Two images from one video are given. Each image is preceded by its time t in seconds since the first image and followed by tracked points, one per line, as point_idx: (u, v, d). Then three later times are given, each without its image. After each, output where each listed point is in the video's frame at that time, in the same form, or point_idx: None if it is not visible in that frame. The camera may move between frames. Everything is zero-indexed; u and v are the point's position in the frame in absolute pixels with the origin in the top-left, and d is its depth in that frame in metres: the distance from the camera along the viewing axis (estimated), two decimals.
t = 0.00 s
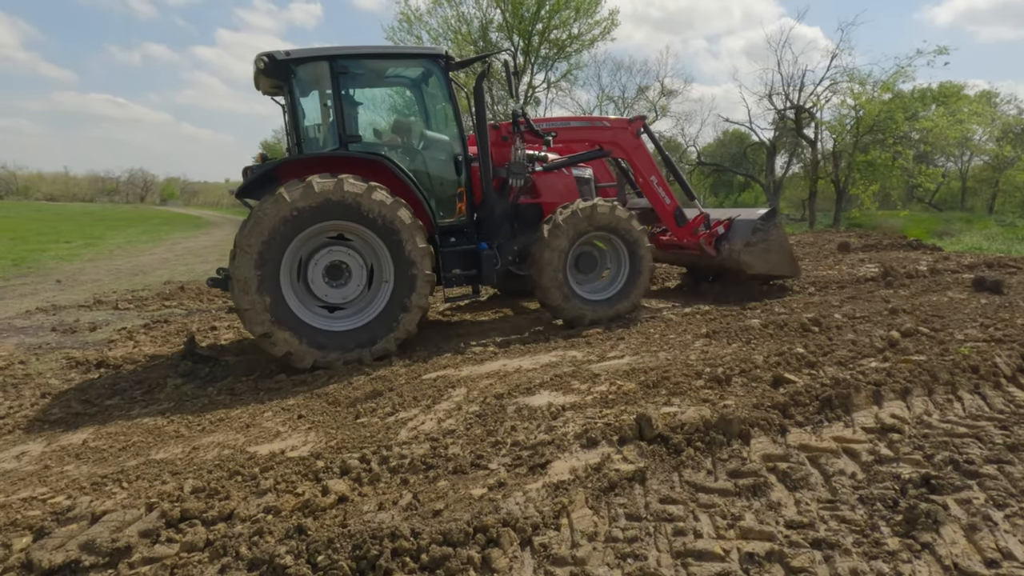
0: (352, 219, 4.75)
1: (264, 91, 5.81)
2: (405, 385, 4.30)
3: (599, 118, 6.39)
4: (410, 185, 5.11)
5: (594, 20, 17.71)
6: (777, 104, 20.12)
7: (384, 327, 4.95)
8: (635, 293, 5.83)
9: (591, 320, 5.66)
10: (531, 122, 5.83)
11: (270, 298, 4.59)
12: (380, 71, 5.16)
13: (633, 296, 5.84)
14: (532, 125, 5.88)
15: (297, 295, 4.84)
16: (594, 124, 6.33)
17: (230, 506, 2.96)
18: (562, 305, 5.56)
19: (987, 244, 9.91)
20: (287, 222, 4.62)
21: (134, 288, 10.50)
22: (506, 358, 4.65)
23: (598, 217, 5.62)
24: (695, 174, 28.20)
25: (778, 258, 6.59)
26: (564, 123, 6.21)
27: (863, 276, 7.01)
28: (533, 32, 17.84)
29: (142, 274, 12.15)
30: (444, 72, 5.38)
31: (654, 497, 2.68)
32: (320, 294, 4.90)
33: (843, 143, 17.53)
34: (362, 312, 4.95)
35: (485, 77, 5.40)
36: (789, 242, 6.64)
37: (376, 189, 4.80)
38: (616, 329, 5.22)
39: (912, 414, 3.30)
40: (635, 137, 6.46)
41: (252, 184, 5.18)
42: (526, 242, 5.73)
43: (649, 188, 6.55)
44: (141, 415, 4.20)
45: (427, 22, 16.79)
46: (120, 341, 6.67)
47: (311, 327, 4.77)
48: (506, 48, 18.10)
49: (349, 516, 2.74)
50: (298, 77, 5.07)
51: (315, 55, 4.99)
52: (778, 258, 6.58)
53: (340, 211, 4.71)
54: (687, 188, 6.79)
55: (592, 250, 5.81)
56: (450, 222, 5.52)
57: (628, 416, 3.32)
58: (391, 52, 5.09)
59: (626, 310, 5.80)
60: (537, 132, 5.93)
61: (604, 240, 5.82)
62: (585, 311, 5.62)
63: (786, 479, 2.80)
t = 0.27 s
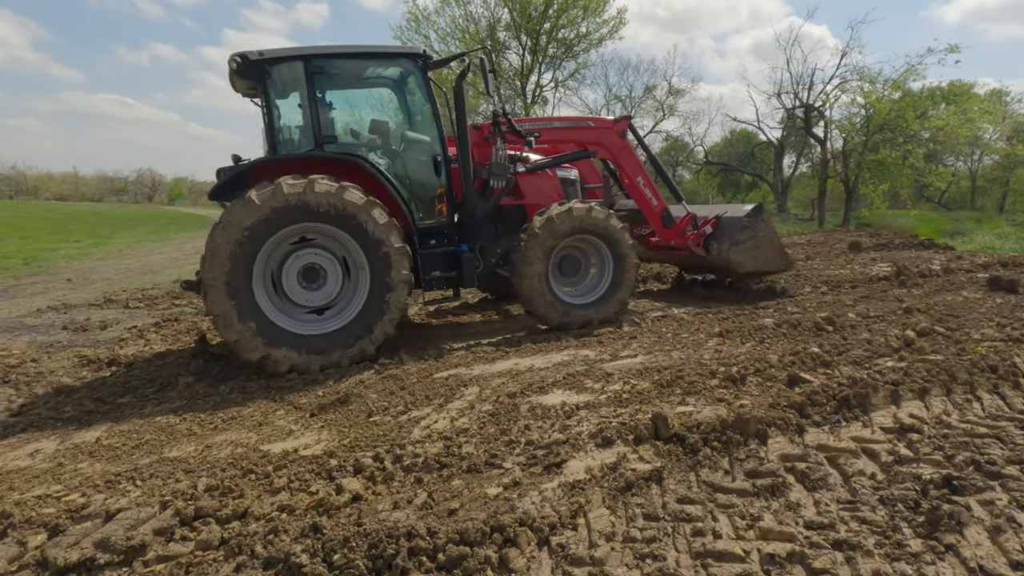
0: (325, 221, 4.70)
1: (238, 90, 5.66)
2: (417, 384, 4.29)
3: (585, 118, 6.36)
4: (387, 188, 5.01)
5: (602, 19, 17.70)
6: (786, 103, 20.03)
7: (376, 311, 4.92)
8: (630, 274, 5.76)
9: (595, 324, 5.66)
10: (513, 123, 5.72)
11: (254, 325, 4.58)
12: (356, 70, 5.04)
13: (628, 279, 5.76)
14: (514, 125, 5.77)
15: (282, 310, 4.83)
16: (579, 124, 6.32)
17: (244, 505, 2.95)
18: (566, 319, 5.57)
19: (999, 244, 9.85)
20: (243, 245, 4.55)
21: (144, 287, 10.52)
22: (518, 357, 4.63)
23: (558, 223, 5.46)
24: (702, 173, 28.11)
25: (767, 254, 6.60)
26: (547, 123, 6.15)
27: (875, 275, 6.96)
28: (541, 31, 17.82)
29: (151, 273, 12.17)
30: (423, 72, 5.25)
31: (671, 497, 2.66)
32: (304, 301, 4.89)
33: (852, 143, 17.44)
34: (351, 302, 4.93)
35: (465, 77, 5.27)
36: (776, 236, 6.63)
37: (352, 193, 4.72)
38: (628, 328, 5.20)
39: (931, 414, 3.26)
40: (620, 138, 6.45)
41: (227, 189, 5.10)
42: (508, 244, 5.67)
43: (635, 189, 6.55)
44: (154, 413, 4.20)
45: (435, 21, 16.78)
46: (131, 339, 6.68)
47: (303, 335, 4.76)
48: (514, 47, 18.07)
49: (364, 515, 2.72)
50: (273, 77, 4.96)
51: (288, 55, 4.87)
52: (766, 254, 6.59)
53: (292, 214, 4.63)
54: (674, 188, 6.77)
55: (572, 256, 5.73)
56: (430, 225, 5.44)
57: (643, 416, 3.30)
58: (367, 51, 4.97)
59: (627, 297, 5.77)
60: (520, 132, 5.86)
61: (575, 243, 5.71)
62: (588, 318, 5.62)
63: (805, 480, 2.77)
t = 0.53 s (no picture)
0: (300, 223, 4.62)
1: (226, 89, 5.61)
2: (432, 385, 4.29)
3: (575, 122, 6.19)
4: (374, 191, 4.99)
5: (611, 19, 17.68)
6: (796, 101, 19.94)
7: (366, 295, 4.83)
8: (620, 257, 5.66)
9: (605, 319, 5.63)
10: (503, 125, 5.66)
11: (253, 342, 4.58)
12: (343, 71, 4.99)
13: (620, 261, 5.66)
14: (504, 128, 5.74)
15: (278, 321, 4.81)
16: (569, 128, 6.15)
17: (265, 506, 2.95)
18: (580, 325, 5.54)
19: (1013, 244, 9.76)
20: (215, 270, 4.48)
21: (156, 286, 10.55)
22: (533, 358, 4.62)
23: (530, 242, 5.32)
24: (710, 173, 28.05)
25: (760, 262, 6.48)
26: (537, 126, 6.06)
27: (890, 276, 6.91)
28: (549, 31, 17.81)
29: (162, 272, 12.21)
30: (412, 73, 5.22)
31: (694, 501, 2.64)
32: (298, 305, 4.86)
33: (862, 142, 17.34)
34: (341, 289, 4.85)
35: (453, 78, 5.24)
36: (770, 243, 6.51)
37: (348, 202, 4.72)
38: (643, 330, 5.19)
39: (954, 417, 3.23)
40: (612, 142, 6.29)
41: (211, 188, 5.04)
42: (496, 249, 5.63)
43: (626, 194, 6.38)
44: (170, 413, 4.20)
45: (444, 21, 16.80)
46: (145, 338, 6.70)
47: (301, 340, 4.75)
48: (523, 46, 18.05)
49: (386, 517, 2.72)
50: (260, 76, 4.92)
51: (275, 55, 4.81)
52: (761, 262, 6.51)
53: (255, 226, 4.54)
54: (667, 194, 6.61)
55: (558, 266, 5.64)
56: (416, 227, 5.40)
57: (663, 418, 3.28)
58: (355, 52, 4.92)
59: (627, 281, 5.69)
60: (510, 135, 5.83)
61: (553, 254, 5.59)
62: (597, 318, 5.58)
63: (829, 483, 2.74)
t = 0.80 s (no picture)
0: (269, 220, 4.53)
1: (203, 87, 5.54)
2: (447, 384, 4.27)
3: (563, 123, 6.23)
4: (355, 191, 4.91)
5: (621, 17, 17.63)
6: (806, 100, 19.83)
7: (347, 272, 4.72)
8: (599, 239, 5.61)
9: (605, 304, 5.66)
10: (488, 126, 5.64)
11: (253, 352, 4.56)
12: (326, 68, 4.93)
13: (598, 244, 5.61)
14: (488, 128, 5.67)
15: (272, 325, 4.76)
16: (557, 130, 6.19)
17: (283, 504, 2.94)
18: (587, 316, 5.59)
19: None
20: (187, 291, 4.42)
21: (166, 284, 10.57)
22: (548, 357, 4.60)
23: (505, 258, 5.27)
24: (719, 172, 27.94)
25: (748, 266, 6.46)
26: (524, 128, 6.07)
27: (905, 276, 6.85)
28: (558, 29, 17.76)
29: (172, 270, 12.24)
30: (398, 72, 5.16)
31: (718, 502, 2.61)
32: (288, 304, 4.79)
33: (873, 142, 17.23)
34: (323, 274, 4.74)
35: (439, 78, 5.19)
36: (759, 247, 6.49)
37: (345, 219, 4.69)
38: (657, 329, 5.17)
39: (979, 418, 3.19)
40: (600, 145, 6.35)
41: (189, 188, 4.97)
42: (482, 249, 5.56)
43: (614, 197, 6.40)
44: (185, 410, 4.20)
45: (453, 19, 16.78)
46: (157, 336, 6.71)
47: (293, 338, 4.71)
48: (531, 44, 18.01)
49: (405, 516, 2.70)
50: (240, 74, 4.86)
51: (256, 52, 4.76)
52: (751, 265, 6.47)
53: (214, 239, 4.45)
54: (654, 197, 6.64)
55: (541, 270, 5.60)
56: (399, 228, 5.33)
57: (683, 418, 3.26)
58: (338, 50, 4.86)
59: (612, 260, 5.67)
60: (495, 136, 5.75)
61: (531, 261, 5.53)
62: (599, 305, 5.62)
63: (854, 485, 2.71)
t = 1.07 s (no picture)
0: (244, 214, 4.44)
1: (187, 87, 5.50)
2: (465, 383, 4.24)
3: (550, 124, 6.16)
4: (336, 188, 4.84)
5: (632, 16, 17.56)
6: (818, 99, 19.68)
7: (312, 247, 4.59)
8: (566, 223, 5.47)
9: (599, 279, 5.60)
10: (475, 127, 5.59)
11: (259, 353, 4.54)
12: (306, 66, 4.88)
13: (565, 227, 5.47)
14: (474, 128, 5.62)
15: (267, 322, 4.70)
16: (544, 130, 6.12)
17: (304, 503, 2.92)
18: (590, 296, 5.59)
19: None
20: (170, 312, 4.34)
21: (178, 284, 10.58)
22: (566, 356, 4.56)
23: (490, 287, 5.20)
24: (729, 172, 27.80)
25: (739, 269, 6.40)
26: (512, 128, 6.03)
27: (924, 275, 6.77)
28: (569, 28, 17.70)
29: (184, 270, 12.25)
30: (381, 70, 5.12)
31: (746, 503, 2.57)
32: (275, 296, 4.71)
33: (887, 141, 17.07)
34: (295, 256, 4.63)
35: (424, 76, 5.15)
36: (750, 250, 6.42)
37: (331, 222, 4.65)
38: (675, 329, 5.14)
39: (1010, 419, 3.13)
40: (588, 145, 6.27)
41: (166, 186, 4.88)
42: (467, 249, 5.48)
43: (602, 200, 6.28)
44: (203, 407, 4.19)
45: (464, 18, 16.75)
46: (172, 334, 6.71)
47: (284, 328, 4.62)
48: (542, 43, 17.95)
49: (429, 516, 2.67)
50: (221, 71, 4.82)
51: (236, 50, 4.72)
52: (739, 269, 6.40)
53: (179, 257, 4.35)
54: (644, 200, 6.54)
55: (528, 275, 5.53)
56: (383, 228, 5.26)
57: (707, 418, 3.22)
58: (319, 47, 4.82)
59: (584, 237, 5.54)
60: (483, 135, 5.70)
61: (512, 275, 5.44)
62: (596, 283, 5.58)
63: (884, 487, 2.66)
